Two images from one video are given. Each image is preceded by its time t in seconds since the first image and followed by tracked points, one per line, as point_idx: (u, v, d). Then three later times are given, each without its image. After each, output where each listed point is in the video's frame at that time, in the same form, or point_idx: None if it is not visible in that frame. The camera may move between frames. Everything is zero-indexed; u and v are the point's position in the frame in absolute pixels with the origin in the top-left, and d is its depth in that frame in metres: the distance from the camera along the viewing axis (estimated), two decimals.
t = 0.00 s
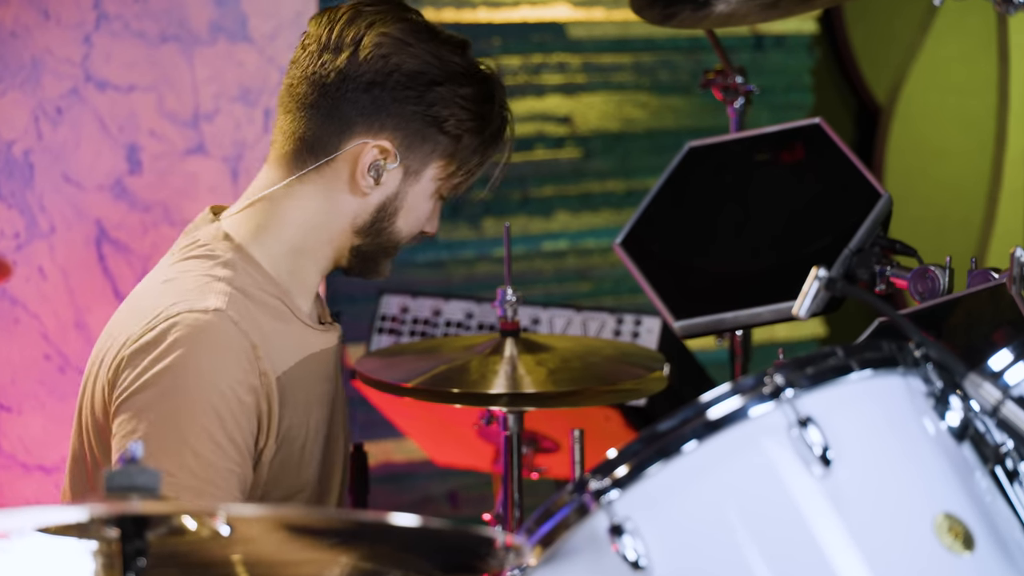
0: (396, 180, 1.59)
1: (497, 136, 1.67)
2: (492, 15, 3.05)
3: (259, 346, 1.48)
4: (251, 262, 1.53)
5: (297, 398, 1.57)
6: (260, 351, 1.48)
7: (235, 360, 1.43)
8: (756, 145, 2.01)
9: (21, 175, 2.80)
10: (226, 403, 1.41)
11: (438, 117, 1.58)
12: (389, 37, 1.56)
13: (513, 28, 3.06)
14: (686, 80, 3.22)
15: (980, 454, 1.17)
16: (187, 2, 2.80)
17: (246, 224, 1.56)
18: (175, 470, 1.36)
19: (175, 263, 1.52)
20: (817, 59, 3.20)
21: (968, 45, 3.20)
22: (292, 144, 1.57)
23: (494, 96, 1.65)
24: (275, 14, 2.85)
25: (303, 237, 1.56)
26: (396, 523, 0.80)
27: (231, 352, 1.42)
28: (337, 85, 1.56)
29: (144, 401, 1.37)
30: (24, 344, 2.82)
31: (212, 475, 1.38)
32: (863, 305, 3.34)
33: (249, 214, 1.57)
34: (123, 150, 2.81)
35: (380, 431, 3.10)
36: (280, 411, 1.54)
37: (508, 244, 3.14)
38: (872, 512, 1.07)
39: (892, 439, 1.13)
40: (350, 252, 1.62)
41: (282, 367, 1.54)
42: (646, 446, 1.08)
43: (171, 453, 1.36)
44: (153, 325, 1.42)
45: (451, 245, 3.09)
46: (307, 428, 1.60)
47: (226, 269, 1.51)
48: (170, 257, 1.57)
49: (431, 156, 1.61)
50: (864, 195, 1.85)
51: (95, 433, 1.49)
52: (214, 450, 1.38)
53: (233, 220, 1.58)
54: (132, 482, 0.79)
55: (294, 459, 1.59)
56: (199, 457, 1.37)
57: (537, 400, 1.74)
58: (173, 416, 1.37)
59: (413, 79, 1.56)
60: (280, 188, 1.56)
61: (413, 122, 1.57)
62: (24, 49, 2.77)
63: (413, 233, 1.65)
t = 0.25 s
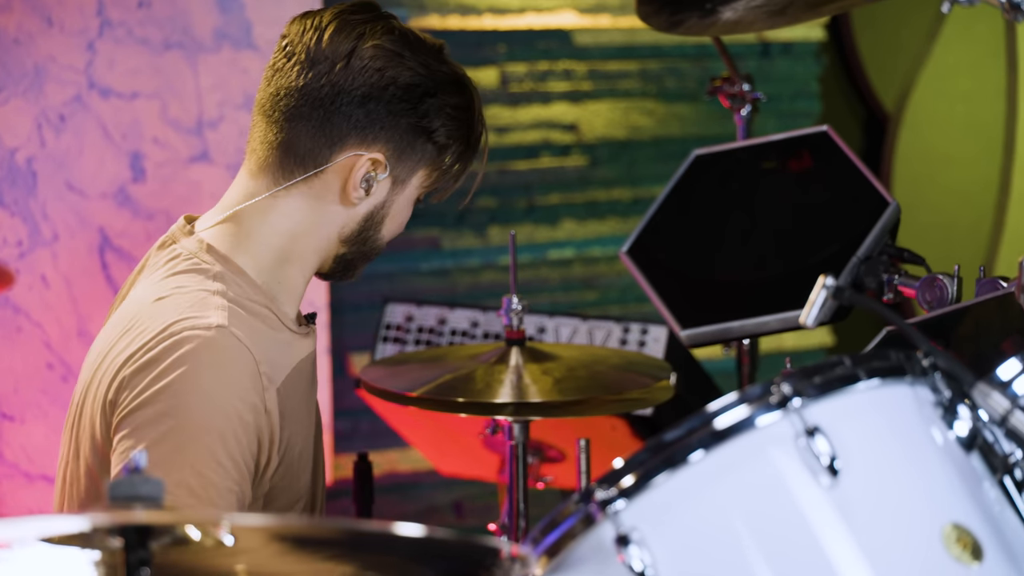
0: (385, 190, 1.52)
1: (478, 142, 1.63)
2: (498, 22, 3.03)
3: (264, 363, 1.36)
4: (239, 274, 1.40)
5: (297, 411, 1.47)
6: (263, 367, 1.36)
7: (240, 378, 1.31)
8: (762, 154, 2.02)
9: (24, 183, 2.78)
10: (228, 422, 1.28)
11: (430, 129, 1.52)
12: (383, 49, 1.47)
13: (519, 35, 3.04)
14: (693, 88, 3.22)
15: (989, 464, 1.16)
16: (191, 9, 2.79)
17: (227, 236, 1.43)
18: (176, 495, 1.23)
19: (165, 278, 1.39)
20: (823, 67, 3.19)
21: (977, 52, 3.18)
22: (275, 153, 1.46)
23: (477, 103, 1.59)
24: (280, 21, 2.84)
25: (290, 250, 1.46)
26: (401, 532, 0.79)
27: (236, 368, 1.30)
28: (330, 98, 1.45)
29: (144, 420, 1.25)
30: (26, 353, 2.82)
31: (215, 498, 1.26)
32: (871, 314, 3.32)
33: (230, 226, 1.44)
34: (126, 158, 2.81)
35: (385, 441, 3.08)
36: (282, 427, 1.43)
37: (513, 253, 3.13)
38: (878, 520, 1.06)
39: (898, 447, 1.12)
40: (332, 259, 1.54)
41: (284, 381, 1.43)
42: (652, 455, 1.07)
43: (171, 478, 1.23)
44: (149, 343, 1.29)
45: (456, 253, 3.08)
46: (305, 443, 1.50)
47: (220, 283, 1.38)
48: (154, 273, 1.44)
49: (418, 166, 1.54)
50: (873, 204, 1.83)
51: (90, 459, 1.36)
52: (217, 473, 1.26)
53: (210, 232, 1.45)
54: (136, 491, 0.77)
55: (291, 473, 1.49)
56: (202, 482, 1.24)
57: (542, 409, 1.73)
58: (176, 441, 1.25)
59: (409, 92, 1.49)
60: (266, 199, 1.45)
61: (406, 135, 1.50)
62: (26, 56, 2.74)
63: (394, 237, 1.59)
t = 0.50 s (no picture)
0: (374, 193, 1.47)
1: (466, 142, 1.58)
2: (505, 30, 3.01)
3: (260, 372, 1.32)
4: (230, 283, 1.36)
5: (292, 416, 1.44)
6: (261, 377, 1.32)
7: (238, 389, 1.27)
8: (773, 164, 2.00)
9: (26, 194, 2.77)
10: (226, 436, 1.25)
11: (418, 130, 1.47)
12: (367, 50, 1.41)
13: (526, 44, 3.03)
14: (702, 97, 3.21)
15: (1002, 478, 1.14)
16: (194, 17, 2.79)
17: (214, 246, 1.38)
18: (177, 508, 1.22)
19: (155, 290, 1.33)
20: (835, 75, 3.17)
21: (989, 60, 3.17)
22: (260, 159, 1.41)
23: (463, 102, 1.54)
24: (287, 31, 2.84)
25: (279, 257, 1.42)
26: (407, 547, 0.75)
27: (234, 380, 1.27)
28: (315, 103, 1.40)
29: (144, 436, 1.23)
30: (28, 365, 2.81)
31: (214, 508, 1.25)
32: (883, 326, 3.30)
33: (216, 234, 1.39)
34: (130, 168, 2.81)
35: (391, 454, 3.06)
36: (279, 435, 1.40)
37: (521, 264, 3.12)
38: (890, 534, 1.03)
39: (910, 459, 1.09)
40: (321, 264, 1.50)
41: (279, 388, 1.40)
42: (662, 469, 1.05)
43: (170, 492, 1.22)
44: (143, 356, 1.25)
45: (463, 265, 3.06)
46: (303, 447, 1.48)
47: (211, 292, 1.33)
48: (143, 284, 1.38)
49: (406, 168, 1.49)
50: (886, 216, 1.81)
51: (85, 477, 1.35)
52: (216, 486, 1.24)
53: (195, 241, 1.40)
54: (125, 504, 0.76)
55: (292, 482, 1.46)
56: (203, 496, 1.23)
57: (551, 423, 1.69)
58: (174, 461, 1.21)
59: (396, 94, 1.43)
60: (253, 207, 1.40)
61: (393, 137, 1.45)
62: (28, 65, 2.74)
63: (383, 240, 1.54)
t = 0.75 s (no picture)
0: (378, 198, 1.46)
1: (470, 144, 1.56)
2: (517, 37, 3.01)
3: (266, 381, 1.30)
4: (232, 289, 1.34)
5: (300, 425, 1.42)
6: (266, 385, 1.31)
7: (243, 397, 1.26)
8: (788, 171, 1.97)
9: (34, 201, 2.77)
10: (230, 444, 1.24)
11: (421, 133, 1.45)
12: (368, 53, 1.40)
13: (538, 50, 3.02)
14: (717, 105, 3.20)
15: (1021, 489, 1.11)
16: (203, 23, 2.78)
17: (218, 253, 1.37)
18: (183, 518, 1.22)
19: (159, 298, 1.32)
20: (851, 83, 3.15)
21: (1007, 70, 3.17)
22: (262, 165, 1.40)
23: (466, 103, 1.52)
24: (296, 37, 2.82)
25: (283, 263, 1.40)
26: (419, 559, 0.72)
27: (238, 388, 1.25)
28: (316, 107, 1.39)
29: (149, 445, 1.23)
30: (36, 375, 2.81)
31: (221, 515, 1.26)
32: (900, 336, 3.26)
33: (219, 241, 1.38)
34: (137, 176, 2.79)
35: (401, 465, 3.05)
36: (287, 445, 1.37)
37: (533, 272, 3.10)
38: (908, 547, 1.01)
39: (928, 471, 1.07)
40: (327, 270, 1.48)
41: (286, 397, 1.38)
42: (676, 480, 1.03)
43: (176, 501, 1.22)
44: (147, 364, 1.24)
45: (475, 274, 3.04)
46: (311, 459, 1.46)
47: (214, 299, 1.32)
48: (147, 293, 1.37)
49: (410, 171, 1.48)
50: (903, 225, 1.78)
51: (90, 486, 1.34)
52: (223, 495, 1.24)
53: (198, 249, 1.39)
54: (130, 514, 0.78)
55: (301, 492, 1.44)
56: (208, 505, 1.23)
57: (564, 433, 1.67)
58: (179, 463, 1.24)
59: (397, 96, 1.42)
60: (256, 213, 1.38)
61: (396, 140, 1.44)
62: (36, 72, 2.74)
63: (388, 245, 1.53)
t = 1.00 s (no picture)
0: (394, 209, 1.44)
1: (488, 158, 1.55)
2: (530, 42, 2.99)
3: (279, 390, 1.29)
4: (246, 299, 1.33)
5: (313, 436, 1.40)
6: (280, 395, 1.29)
7: (256, 408, 1.24)
8: (806, 177, 1.94)
9: (41, 208, 2.77)
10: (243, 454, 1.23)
11: (438, 144, 1.44)
12: (386, 63, 1.38)
13: (552, 55, 3.00)
14: (733, 110, 3.17)
15: None
16: (212, 28, 2.76)
17: (231, 261, 1.35)
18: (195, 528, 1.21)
19: (171, 306, 1.31)
20: (869, 88, 3.15)
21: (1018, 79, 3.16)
22: (277, 173, 1.38)
23: (484, 116, 1.51)
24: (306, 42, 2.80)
25: (296, 274, 1.38)
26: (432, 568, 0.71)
27: (251, 398, 1.24)
28: (333, 116, 1.37)
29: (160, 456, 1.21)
30: (43, 383, 2.82)
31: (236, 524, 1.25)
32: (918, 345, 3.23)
33: (232, 250, 1.36)
34: (147, 182, 2.78)
35: (412, 475, 3.03)
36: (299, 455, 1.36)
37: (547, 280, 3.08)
38: (927, 560, 0.99)
39: (948, 481, 1.05)
40: (340, 281, 1.46)
41: (298, 408, 1.36)
42: (691, 491, 1.00)
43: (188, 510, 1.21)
44: (159, 373, 1.22)
45: (488, 281, 3.03)
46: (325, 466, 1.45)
47: (227, 308, 1.30)
48: (158, 301, 1.35)
49: (426, 183, 1.46)
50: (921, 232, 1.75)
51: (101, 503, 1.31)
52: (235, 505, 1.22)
53: (212, 257, 1.37)
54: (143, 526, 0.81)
55: (312, 503, 1.42)
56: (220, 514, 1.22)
57: (576, 443, 1.65)
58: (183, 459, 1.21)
59: (415, 107, 1.41)
60: (270, 222, 1.37)
61: (412, 151, 1.42)
62: (44, 77, 2.73)
63: (402, 257, 1.51)
